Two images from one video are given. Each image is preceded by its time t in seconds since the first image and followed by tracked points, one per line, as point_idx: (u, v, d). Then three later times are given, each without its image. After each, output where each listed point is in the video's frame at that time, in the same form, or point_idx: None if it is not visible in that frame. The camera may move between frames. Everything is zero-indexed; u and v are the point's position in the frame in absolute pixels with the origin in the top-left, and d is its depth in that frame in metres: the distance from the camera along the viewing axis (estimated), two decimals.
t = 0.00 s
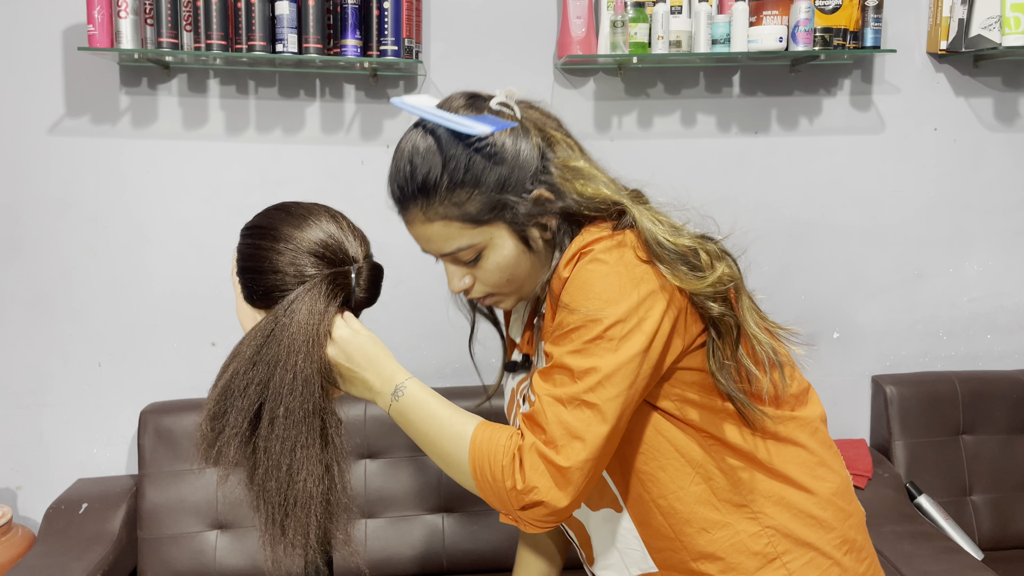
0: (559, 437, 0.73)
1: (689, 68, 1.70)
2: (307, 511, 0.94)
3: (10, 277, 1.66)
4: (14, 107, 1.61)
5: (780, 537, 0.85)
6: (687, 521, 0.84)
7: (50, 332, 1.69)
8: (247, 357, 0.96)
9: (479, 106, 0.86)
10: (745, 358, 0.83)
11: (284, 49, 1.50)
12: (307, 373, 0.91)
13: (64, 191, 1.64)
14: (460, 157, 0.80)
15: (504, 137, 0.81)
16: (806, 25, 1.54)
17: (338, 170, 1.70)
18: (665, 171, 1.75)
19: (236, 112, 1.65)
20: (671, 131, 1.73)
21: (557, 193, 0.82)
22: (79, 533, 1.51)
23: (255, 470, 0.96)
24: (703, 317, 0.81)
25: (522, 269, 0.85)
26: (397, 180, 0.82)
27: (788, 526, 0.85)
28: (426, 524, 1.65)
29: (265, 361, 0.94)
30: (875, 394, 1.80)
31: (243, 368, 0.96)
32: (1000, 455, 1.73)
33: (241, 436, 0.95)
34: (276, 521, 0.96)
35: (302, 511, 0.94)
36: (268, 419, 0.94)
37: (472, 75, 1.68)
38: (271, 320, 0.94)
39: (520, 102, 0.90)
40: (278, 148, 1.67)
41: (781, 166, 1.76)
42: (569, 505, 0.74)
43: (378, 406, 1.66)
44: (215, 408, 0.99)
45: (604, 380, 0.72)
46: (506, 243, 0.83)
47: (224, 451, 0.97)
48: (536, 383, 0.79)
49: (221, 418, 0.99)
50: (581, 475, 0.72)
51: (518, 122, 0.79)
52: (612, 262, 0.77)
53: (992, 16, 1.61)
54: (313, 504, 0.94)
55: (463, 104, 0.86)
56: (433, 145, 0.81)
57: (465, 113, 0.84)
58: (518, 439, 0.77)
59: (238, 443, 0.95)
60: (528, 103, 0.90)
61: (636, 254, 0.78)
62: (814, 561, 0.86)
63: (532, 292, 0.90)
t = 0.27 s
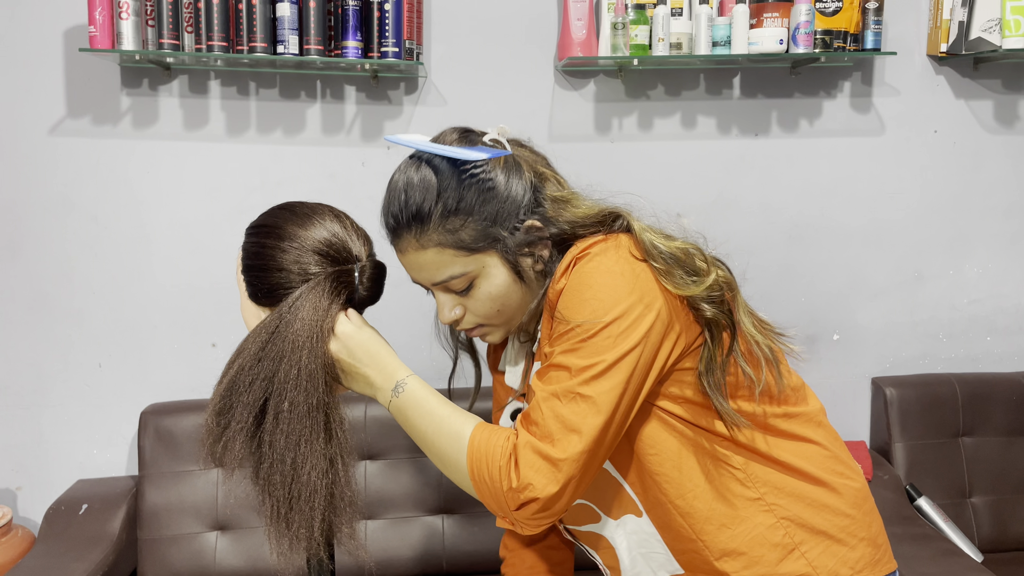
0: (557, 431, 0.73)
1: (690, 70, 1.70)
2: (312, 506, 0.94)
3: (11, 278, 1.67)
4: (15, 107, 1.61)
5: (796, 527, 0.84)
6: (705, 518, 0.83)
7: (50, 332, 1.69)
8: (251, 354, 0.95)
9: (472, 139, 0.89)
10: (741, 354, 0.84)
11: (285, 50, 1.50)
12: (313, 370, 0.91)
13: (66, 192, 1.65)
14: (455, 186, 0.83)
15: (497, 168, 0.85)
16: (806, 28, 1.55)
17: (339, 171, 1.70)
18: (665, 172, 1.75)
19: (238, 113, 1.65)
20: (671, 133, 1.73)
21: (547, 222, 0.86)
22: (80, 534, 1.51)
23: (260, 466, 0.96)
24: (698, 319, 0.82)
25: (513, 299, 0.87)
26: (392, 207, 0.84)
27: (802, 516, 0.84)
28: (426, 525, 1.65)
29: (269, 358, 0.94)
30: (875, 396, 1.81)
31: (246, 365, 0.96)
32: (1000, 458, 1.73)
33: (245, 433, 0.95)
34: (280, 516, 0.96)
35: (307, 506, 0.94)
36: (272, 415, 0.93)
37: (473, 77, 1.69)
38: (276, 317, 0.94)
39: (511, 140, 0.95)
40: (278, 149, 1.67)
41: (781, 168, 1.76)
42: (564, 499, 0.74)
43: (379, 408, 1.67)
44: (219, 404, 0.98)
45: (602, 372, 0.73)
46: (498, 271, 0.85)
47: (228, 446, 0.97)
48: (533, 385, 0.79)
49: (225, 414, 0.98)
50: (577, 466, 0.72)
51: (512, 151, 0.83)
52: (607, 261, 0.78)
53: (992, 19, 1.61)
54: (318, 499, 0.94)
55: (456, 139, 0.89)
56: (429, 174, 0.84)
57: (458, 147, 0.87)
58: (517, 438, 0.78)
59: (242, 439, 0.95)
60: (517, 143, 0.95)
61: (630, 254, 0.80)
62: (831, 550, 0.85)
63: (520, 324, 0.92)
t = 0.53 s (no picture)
0: (559, 429, 0.73)
1: (690, 72, 1.71)
2: (311, 509, 0.94)
3: (11, 279, 1.67)
4: (16, 108, 1.61)
5: (802, 523, 0.84)
6: (712, 517, 0.83)
7: (51, 333, 1.69)
8: (251, 356, 0.96)
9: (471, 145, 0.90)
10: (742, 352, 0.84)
11: (285, 52, 1.50)
12: (312, 372, 0.91)
13: (66, 193, 1.65)
14: (456, 189, 0.84)
15: (497, 173, 0.86)
16: (806, 30, 1.55)
17: (339, 172, 1.70)
18: (666, 174, 1.75)
19: (238, 114, 1.65)
20: (672, 135, 1.73)
21: (547, 227, 0.87)
22: (79, 534, 1.51)
23: (260, 468, 0.96)
24: (701, 317, 0.82)
25: (513, 304, 0.87)
26: (393, 211, 0.85)
27: (808, 513, 0.84)
28: (426, 526, 1.65)
29: (268, 360, 0.94)
30: (875, 398, 1.81)
31: (246, 367, 0.96)
32: (1000, 460, 1.73)
33: (244, 435, 0.95)
34: (280, 518, 0.96)
35: (306, 509, 0.94)
36: (271, 417, 0.93)
37: (474, 78, 1.69)
38: (276, 319, 0.94)
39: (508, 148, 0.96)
40: (279, 151, 1.67)
41: (781, 169, 1.76)
42: (566, 497, 0.74)
43: (379, 409, 1.67)
44: (219, 406, 0.98)
45: (603, 370, 0.73)
46: (498, 275, 0.84)
47: (228, 448, 0.97)
48: (534, 384, 0.79)
49: (225, 416, 0.98)
50: (578, 462, 0.72)
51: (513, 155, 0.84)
52: (607, 260, 0.78)
53: (992, 21, 1.61)
54: (317, 502, 0.94)
55: (456, 144, 0.89)
56: (430, 178, 0.84)
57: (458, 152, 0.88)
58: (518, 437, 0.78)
59: (242, 441, 0.95)
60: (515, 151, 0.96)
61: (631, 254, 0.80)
62: (836, 546, 0.85)
63: (518, 331, 0.92)
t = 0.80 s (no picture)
0: (562, 437, 0.73)
1: (690, 74, 1.71)
2: (308, 517, 0.94)
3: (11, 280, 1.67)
4: (16, 109, 1.61)
5: (800, 531, 0.84)
6: (710, 524, 0.83)
7: (51, 334, 1.69)
8: (250, 361, 0.96)
9: (475, 139, 0.90)
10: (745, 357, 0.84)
11: (286, 53, 1.50)
12: (311, 378, 0.92)
13: (67, 195, 1.65)
14: (459, 185, 0.83)
15: (501, 168, 0.85)
16: (806, 32, 1.55)
17: (339, 174, 1.70)
18: (666, 176, 1.75)
19: (239, 115, 1.65)
20: (672, 137, 1.73)
21: (552, 222, 0.86)
22: (79, 535, 1.51)
23: (258, 475, 0.96)
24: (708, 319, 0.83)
25: (517, 301, 0.87)
26: (396, 208, 0.84)
27: (806, 519, 0.84)
28: (425, 528, 1.65)
29: (267, 366, 0.94)
30: (875, 400, 1.81)
31: (245, 372, 0.96)
32: (1000, 463, 1.73)
33: (243, 441, 0.95)
34: (277, 525, 0.95)
35: (303, 516, 0.94)
36: (270, 423, 0.93)
37: (475, 80, 1.69)
38: (275, 324, 0.95)
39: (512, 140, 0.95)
40: (279, 152, 1.67)
41: (782, 172, 1.76)
42: (567, 505, 0.74)
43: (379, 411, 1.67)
44: (218, 411, 0.98)
45: (608, 378, 0.73)
46: (502, 273, 0.84)
47: (227, 454, 0.97)
48: (537, 390, 0.79)
49: (224, 421, 0.99)
50: (581, 471, 0.72)
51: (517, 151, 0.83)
52: (612, 266, 0.78)
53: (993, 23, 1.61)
54: (315, 509, 0.94)
55: (459, 137, 0.89)
56: (433, 174, 0.84)
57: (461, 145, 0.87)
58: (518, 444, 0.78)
59: (240, 447, 0.95)
60: (519, 143, 0.95)
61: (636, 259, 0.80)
62: (833, 552, 0.85)
63: (523, 327, 0.92)
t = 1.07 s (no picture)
0: (561, 446, 0.73)
1: (692, 76, 1.70)
2: (309, 522, 0.94)
3: (13, 281, 1.67)
4: (18, 110, 1.61)
5: (798, 536, 0.84)
6: (707, 530, 0.83)
7: (52, 334, 1.69)
8: (250, 365, 0.96)
9: (474, 139, 0.89)
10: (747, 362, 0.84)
11: (288, 54, 1.50)
12: (311, 384, 0.91)
13: (68, 195, 1.65)
14: (459, 188, 0.83)
15: (501, 170, 0.85)
16: (808, 34, 1.55)
17: (341, 175, 1.70)
18: (667, 178, 1.75)
19: (241, 117, 1.65)
20: (674, 138, 1.73)
21: (552, 225, 0.86)
22: (80, 536, 1.51)
23: (258, 479, 0.96)
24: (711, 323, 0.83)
25: (518, 304, 0.87)
26: (396, 212, 0.84)
27: (806, 525, 0.84)
28: (426, 530, 1.64)
29: (267, 371, 0.94)
30: (877, 402, 1.80)
31: (246, 377, 0.96)
32: (1002, 465, 1.73)
33: (243, 446, 0.95)
34: (277, 530, 0.95)
35: (303, 521, 0.94)
36: (270, 428, 0.93)
37: (476, 81, 1.69)
38: (275, 328, 0.94)
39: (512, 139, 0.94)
40: (281, 153, 1.67)
41: (783, 173, 1.76)
42: (567, 514, 0.74)
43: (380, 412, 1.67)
44: (219, 415, 0.98)
45: (607, 387, 0.73)
46: (502, 276, 0.84)
47: (227, 458, 0.97)
48: (537, 397, 0.79)
49: (224, 425, 0.98)
50: (581, 481, 0.72)
51: (516, 153, 0.83)
52: (612, 273, 0.77)
53: (995, 25, 1.61)
54: (315, 514, 0.94)
55: (458, 139, 0.89)
56: (432, 177, 0.83)
57: (461, 147, 0.87)
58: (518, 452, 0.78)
59: (240, 452, 0.95)
60: (519, 142, 0.95)
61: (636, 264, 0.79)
62: (833, 557, 0.85)
63: (524, 330, 0.92)
